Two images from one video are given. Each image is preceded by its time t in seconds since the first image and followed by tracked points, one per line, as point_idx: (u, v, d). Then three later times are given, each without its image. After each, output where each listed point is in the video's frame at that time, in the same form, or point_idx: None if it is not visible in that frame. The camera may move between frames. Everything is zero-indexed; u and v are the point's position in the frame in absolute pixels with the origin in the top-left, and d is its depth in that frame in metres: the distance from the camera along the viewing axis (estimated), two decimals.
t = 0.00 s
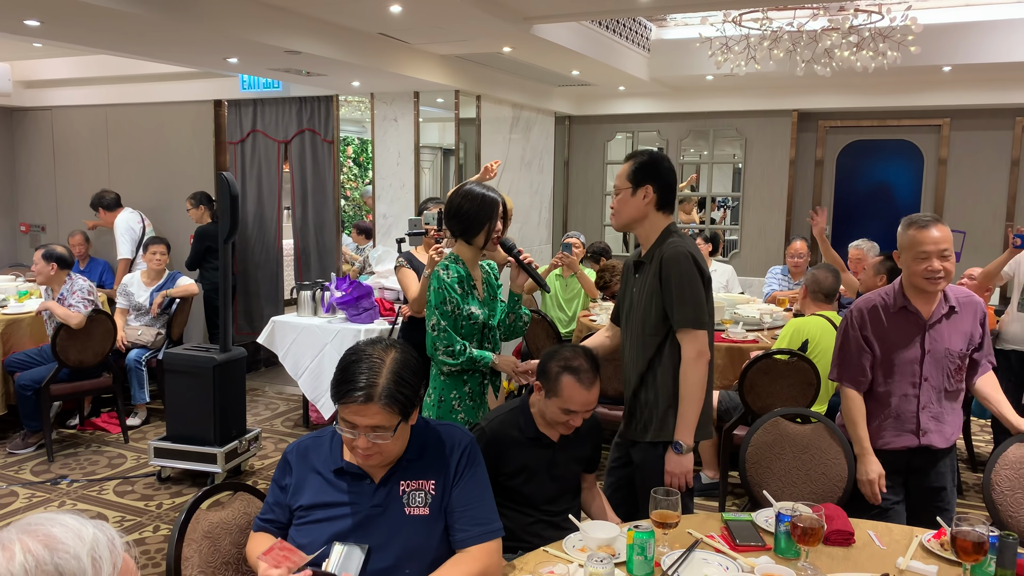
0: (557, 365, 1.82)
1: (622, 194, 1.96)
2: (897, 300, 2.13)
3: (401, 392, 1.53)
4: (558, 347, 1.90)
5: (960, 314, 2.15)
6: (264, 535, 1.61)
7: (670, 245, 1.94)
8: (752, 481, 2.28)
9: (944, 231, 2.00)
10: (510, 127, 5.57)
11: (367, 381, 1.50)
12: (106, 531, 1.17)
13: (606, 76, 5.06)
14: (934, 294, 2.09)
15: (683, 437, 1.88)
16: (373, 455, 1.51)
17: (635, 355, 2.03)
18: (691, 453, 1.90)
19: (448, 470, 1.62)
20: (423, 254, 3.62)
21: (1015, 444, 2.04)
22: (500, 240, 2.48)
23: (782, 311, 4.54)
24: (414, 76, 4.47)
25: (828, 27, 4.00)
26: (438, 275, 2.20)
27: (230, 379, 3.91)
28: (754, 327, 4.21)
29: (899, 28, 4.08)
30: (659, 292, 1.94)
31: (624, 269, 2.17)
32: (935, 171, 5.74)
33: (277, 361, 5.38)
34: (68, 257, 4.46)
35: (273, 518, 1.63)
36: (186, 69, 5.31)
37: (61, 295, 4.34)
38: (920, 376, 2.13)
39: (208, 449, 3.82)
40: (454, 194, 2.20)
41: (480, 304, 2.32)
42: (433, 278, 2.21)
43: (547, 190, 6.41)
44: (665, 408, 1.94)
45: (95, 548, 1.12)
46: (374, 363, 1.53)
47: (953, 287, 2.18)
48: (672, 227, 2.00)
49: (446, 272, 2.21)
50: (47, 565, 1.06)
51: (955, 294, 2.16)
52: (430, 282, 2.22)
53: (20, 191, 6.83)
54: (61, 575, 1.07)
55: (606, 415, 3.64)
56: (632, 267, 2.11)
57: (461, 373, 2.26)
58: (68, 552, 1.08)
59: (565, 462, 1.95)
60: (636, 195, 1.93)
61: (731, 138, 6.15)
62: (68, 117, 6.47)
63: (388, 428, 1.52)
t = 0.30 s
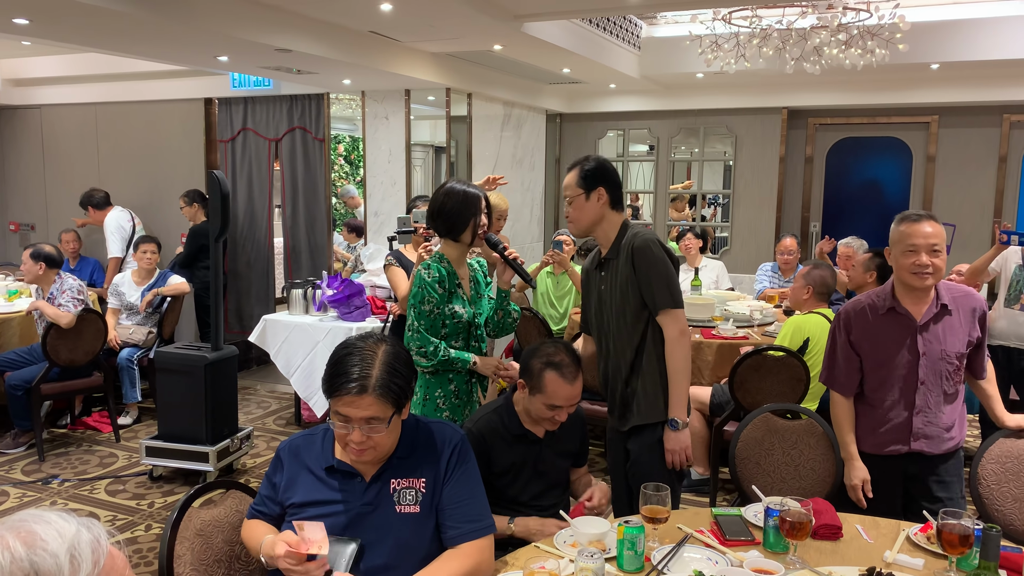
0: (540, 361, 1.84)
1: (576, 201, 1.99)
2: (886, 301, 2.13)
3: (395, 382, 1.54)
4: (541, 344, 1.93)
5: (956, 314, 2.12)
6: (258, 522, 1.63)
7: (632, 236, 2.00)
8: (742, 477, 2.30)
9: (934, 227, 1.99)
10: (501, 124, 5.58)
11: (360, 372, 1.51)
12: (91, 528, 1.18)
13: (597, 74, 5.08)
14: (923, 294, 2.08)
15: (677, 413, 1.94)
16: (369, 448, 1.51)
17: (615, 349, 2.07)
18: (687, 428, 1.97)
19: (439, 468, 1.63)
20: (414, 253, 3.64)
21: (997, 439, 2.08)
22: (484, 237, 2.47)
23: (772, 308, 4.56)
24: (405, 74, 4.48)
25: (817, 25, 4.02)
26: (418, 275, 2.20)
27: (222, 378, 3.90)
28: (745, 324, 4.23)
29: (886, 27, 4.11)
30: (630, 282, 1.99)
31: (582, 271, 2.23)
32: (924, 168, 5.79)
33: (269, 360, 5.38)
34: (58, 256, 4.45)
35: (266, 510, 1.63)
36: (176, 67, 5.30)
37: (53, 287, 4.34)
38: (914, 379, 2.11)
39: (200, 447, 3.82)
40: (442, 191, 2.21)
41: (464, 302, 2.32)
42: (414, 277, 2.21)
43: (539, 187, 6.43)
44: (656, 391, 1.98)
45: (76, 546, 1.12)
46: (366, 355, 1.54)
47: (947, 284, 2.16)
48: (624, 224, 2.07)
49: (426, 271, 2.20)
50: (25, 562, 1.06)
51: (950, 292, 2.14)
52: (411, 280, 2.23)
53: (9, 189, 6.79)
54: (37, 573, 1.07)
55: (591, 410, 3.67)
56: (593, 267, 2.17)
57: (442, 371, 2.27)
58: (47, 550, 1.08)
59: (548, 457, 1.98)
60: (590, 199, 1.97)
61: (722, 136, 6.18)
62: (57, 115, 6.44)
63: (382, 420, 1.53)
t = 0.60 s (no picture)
0: (534, 360, 1.85)
1: (557, 205, 1.98)
2: (869, 296, 2.17)
3: (400, 367, 1.56)
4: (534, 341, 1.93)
5: (941, 310, 2.10)
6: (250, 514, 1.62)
7: (618, 232, 2.04)
8: (731, 471, 2.32)
9: (917, 223, 2.01)
10: (492, 123, 5.58)
11: (366, 364, 1.51)
12: (82, 527, 1.18)
13: (588, 72, 5.09)
14: (901, 290, 2.10)
15: (684, 398, 1.98)
16: (380, 439, 1.52)
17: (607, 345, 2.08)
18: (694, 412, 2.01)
19: (433, 467, 1.64)
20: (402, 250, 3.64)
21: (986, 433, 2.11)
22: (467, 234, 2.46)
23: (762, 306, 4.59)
24: (396, 72, 4.48)
25: (806, 25, 4.04)
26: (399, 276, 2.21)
27: (213, 376, 3.89)
28: (734, 322, 4.25)
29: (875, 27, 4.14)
30: (622, 278, 2.02)
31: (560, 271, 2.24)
32: (912, 167, 5.83)
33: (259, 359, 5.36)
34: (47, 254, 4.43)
35: (258, 506, 1.63)
36: (165, 65, 5.27)
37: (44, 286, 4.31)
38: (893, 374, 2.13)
39: (190, 446, 3.80)
40: (425, 190, 2.20)
41: (448, 301, 2.32)
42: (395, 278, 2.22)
43: (530, 186, 6.44)
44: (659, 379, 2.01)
45: (67, 545, 1.12)
46: (367, 347, 1.53)
47: (933, 279, 2.14)
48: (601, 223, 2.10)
49: (407, 272, 2.20)
50: (15, 561, 1.05)
51: (936, 289, 2.11)
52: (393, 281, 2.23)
53: None
54: (28, 574, 1.07)
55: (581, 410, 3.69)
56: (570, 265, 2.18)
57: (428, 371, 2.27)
58: (37, 551, 1.08)
59: (541, 455, 1.98)
60: (572, 202, 1.98)
61: (712, 135, 6.21)
62: (44, 113, 6.39)
63: (393, 407, 1.54)
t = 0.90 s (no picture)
0: (526, 354, 1.87)
1: (588, 210, 1.94)
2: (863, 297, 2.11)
3: (404, 353, 1.60)
4: (522, 338, 1.95)
5: (936, 311, 2.03)
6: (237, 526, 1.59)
7: (630, 234, 2.04)
8: (722, 472, 2.34)
9: (914, 224, 1.95)
10: (484, 123, 5.59)
11: (383, 361, 1.53)
12: (79, 528, 1.17)
13: (580, 74, 5.11)
14: (897, 291, 2.04)
15: (689, 405, 2.01)
16: (402, 427, 1.55)
17: (606, 344, 2.08)
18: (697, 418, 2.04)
19: (425, 468, 1.64)
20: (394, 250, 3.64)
21: (974, 436, 2.14)
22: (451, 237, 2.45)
23: (752, 307, 4.61)
24: (389, 73, 4.48)
25: (797, 28, 4.07)
26: (385, 279, 2.20)
27: (203, 377, 3.87)
28: (725, 323, 4.27)
29: (864, 30, 4.18)
30: (632, 281, 2.01)
31: (558, 265, 2.22)
32: (901, 169, 5.89)
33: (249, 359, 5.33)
34: (41, 253, 4.41)
35: (246, 514, 1.61)
36: (156, 64, 5.24)
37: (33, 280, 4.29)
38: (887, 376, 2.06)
39: (181, 447, 3.78)
40: (410, 191, 2.20)
41: (435, 304, 2.31)
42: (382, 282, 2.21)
43: (522, 187, 6.45)
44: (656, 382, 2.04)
45: (65, 548, 1.11)
46: (377, 345, 1.54)
47: (929, 281, 2.07)
48: (609, 223, 2.09)
49: (393, 275, 2.20)
50: (14, 564, 1.05)
51: (931, 290, 2.04)
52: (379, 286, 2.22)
53: None
54: None
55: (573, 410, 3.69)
56: (571, 261, 2.15)
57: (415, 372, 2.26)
58: (36, 553, 1.07)
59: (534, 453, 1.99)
60: (599, 205, 1.96)
61: (702, 136, 6.24)
62: (33, 111, 6.34)
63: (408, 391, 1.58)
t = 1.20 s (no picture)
0: (515, 349, 1.88)
1: (638, 221, 1.90)
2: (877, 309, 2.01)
3: (402, 351, 1.61)
4: (512, 336, 1.95)
5: (953, 327, 1.93)
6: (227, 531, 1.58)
7: (670, 248, 1.99)
8: (716, 474, 2.34)
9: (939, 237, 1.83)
10: (477, 124, 5.58)
11: (385, 361, 1.53)
12: (75, 531, 1.16)
13: (573, 76, 5.12)
14: (914, 306, 1.93)
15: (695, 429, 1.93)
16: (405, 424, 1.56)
17: (624, 354, 2.03)
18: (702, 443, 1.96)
19: (419, 471, 1.64)
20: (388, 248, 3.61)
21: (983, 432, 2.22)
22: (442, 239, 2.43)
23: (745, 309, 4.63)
24: (382, 74, 4.47)
25: (790, 30, 4.09)
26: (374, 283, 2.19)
27: (196, 378, 3.85)
28: (718, 324, 4.29)
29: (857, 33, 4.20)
30: (665, 294, 1.97)
31: (580, 262, 2.14)
32: (893, 172, 5.92)
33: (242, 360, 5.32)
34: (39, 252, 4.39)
35: (236, 520, 1.59)
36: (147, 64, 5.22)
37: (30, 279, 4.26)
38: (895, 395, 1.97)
39: (173, 448, 3.76)
40: (401, 190, 2.19)
41: (424, 307, 2.28)
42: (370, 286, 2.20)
43: (515, 188, 6.45)
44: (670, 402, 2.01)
45: (62, 550, 1.10)
46: (377, 348, 1.54)
47: (945, 296, 1.97)
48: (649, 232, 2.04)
49: (382, 279, 2.18)
50: (11, 567, 1.04)
51: (948, 305, 1.94)
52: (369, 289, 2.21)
53: None
54: None
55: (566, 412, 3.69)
56: (598, 261, 2.08)
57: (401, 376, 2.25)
58: (34, 556, 1.06)
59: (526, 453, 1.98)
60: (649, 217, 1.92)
61: (695, 138, 6.26)
62: (23, 111, 6.30)
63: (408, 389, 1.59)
